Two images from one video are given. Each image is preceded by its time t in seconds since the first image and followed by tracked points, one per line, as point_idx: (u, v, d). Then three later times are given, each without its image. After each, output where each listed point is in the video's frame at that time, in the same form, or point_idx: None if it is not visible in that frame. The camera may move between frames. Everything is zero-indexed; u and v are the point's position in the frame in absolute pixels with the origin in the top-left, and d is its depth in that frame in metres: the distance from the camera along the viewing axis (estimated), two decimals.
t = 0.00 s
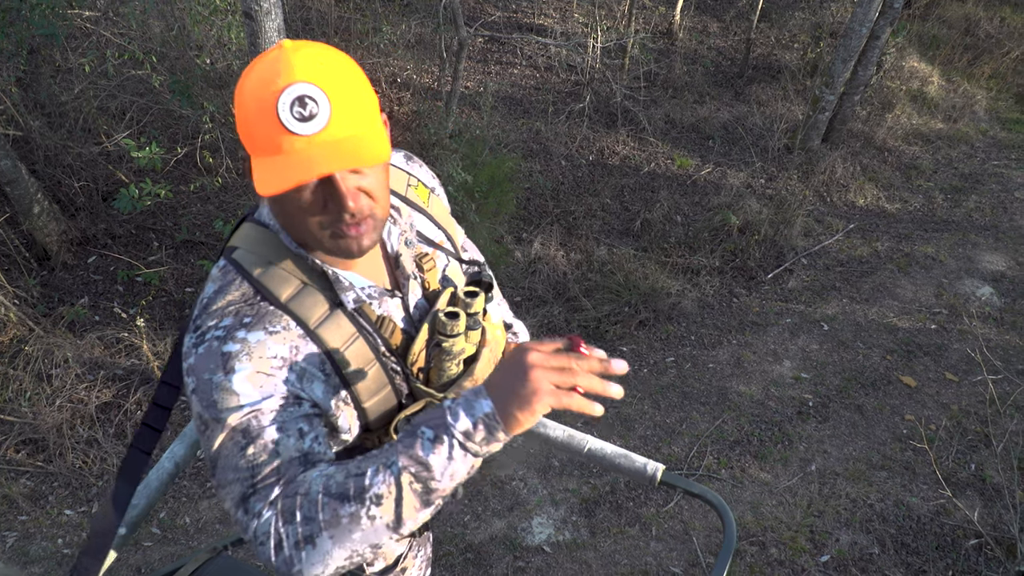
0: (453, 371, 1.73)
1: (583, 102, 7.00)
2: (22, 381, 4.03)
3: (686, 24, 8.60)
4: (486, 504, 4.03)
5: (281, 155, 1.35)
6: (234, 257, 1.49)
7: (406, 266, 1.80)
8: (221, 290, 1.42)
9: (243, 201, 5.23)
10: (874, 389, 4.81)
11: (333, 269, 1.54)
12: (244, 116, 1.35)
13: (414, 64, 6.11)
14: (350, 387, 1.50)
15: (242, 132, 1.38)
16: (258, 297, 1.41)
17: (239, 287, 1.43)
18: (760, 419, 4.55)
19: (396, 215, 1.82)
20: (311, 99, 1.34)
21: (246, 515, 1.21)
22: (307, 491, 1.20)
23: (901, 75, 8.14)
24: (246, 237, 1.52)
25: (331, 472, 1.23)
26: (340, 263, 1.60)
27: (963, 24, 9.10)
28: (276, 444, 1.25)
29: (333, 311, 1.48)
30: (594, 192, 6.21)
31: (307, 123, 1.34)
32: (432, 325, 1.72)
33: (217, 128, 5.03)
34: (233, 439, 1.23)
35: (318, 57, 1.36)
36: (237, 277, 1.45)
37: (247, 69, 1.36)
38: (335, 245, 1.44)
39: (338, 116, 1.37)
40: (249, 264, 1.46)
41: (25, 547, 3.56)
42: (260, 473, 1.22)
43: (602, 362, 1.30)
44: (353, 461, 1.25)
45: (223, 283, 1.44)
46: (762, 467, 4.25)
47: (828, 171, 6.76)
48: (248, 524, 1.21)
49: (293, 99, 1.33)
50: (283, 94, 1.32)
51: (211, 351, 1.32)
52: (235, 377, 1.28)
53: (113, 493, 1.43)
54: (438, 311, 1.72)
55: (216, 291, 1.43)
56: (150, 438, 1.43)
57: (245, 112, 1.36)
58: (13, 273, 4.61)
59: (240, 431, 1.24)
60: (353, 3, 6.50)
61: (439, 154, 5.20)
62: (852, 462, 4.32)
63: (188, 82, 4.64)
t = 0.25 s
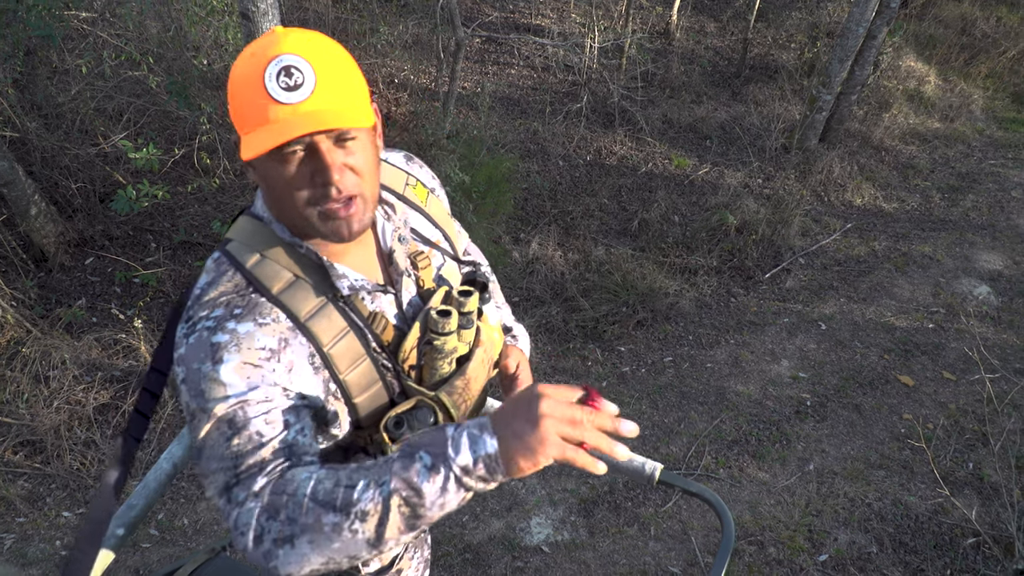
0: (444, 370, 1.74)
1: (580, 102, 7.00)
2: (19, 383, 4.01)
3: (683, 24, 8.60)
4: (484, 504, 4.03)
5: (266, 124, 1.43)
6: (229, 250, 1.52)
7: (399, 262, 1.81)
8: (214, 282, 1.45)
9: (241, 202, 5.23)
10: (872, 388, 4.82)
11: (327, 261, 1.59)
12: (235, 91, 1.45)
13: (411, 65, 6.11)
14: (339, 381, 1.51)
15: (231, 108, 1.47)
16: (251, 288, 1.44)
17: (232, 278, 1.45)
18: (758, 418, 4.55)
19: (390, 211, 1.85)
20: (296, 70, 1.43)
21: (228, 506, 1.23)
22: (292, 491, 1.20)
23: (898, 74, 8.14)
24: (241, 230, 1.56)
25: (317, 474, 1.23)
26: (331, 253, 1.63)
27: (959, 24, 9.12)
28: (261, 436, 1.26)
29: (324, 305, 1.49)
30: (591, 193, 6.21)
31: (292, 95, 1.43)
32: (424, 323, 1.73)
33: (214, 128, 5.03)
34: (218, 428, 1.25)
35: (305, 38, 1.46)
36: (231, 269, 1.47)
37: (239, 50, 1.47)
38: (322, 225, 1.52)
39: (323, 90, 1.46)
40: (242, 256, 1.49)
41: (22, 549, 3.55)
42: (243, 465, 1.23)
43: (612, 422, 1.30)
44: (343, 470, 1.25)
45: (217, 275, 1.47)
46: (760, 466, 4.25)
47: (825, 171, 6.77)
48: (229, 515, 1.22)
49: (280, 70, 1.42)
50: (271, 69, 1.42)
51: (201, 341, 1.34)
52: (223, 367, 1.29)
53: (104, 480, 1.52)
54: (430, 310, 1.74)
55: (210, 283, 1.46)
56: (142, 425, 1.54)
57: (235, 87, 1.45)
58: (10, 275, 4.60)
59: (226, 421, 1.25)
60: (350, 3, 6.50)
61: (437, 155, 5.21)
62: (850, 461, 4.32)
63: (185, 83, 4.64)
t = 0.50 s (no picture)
0: (443, 365, 1.74)
1: (578, 102, 7.01)
2: (17, 384, 4.01)
3: (680, 24, 8.61)
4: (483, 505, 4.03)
5: (286, 114, 1.44)
6: (229, 244, 1.52)
7: (398, 257, 1.80)
8: (213, 275, 1.46)
9: (239, 203, 5.23)
10: (869, 388, 4.82)
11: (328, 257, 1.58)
12: (253, 82, 1.46)
13: (409, 65, 6.11)
14: (337, 378, 1.51)
15: (247, 100, 1.48)
16: (249, 282, 1.44)
17: (230, 271, 1.46)
18: (756, 419, 4.56)
19: (389, 207, 1.84)
20: (319, 63, 1.47)
21: (212, 515, 1.27)
22: (281, 513, 1.28)
23: (896, 74, 8.14)
24: (242, 224, 1.56)
25: (308, 499, 1.32)
26: (327, 247, 1.64)
27: (956, 24, 9.12)
28: (251, 452, 1.29)
29: (320, 303, 1.50)
30: (589, 193, 6.22)
31: (311, 84, 1.45)
32: (423, 318, 1.73)
33: (212, 129, 5.03)
34: (211, 435, 1.28)
35: (324, 33, 1.51)
36: (229, 262, 1.48)
37: (256, 44, 1.49)
38: (335, 214, 1.50)
39: (344, 83, 1.50)
40: (242, 250, 1.49)
41: (20, 550, 3.54)
42: (232, 479, 1.27)
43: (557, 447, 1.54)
44: (333, 496, 1.35)
45: (215, 267, 1.47)
46: (758, 466, 4.25)
47: (823, 171, 6.78)
48: (211, 523, 1.28)
49: (302, 62, 1.45)
50: (290, 59, 1.45)
51: (197, 339, 1.35)
52: (219, 372, 1.31)
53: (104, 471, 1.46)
54: (429, 304, 1.73)
55: (209, 275, 1.46)
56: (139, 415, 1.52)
57: (252, 79, 1.47)
58: (7, 276, 4.60)
59: (219, 431, 1.28)
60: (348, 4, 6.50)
61: (435, 155, 5.20)
62: (848, 461, 4.32)
63: (183, 84, 4.65)
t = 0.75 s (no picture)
0: (444, 361, 1.76)
1: (576, 102, 7.01)
2: (15, 385, 4.02)
3: (678, 24, 8.61)
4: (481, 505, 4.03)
5: (304, 117, 1.43)
6: (230, 241, 1.47)
7: (400, 255, 1.80)
8: (214, 275, 1.41)
9: (237, 203, 5.22)
10: (868, 388, 4.82)
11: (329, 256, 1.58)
12: (269, 82, 1.44)
13: (407, 66, 6.11)
14: (339, 378, 1.52)
15: (261, 100, 1.45)
16: (252, 283, 1.41)
17: (232, 271, 1.41)
18: (755, 418, 4.56)
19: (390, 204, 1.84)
20: (338, 67, 1.46)
21: (222, 514, 1.35)
22: (292, 518, 1.42)
23: (894, 74, 8.15)
24: (245, 223, 1.51)
25: (317, 505, 1.47)
26: (328, 245, 1.62)
27: (954, 24, 9.13)
28: (261, 459, 1.36)
29: (323, 303, 1.49)
30: (588, 193, 6.22)
31: (329, 87, 1.45)
32: (424, 315, 1.73)
33: (211, 129, 5.02)
34: (221, 449, 1.31)
35: (341, 35, 1.49)
36: (231, 262, 1.43)
37: (270, 42, 1.46)
38: (345, 216, 1.49)
39: (361, 88, 1.50)
40: (244, 248, 1.45)
41: (18, 551, 3.54)
42: (243, 486, 1.34)
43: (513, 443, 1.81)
44: (338, 500, 1.51)
45: (216, 268, 1.42)
46: (756, 466, 4.26)
47: (821, 171, 6.78)
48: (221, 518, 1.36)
49: (321, 65, 1.44)
50: (308, 62, 1.44)
51: (201, 349, 1.33)
52: (227, 387, 1.32)
53: (102, 471, 1.46)
54: (431, 301, 1.74)
55: (210, 276, 1.41)
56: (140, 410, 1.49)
57: (266, 78, 1.45)
58: (5, 276, 4.59)
59: (231, 444, 1.32)
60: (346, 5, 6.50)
61: (433, 155, 5.20)
62: (847, 461, 4.33)
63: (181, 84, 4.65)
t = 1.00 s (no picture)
0: (441, 357, 1.76)
1: (574, 102, 7.01)
2: (13, 387, 4.01)
3: (676, 24, 8.62)
4: (480, 505, 4.03)
5: (308, 118, 1.43)
6: (229, 237, 1.47)
7: (397, 251, 1.79)
8: (213, 270, 1.40)
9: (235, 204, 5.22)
10: (866, 387, 4.83)
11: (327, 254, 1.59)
12: (273, 82, 1.44)
13: (405, 66, 6.11)
14: (338, 374, 1.52)
15: (264, 100, 1.45)
16: (250, 279, 1.41)
17: (231, 266, 1.41)
18: (753, 417, 4.56)
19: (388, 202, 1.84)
20: (343, 70, 1.47)
21: (218, 508, 1.34)
22: (290, 513, 1.42)
23: (891, 73, 8.15)
24: (243, 219, 1.52)
25: (314, 501, 1.47)
26: (327, 243, 1.62)
27: (951, 23, 9.15)
28: (258, 454, 1.35)
29: (322, 299, 1.49)
30: (586, 193, 6.22)
31: (333, 91, 1.45)
32: (422, 311, 1.74)
33: (208, 130, 5.02)
34: (218, 443, 1.31)
35: (346, 37, 1.50)
36: (230, 257, 1.42)
37: (275, 43, 1.46)
38: (346, 217, 1.49)
39: (365, 90, 1.51)
40: (243, 244, 1.44)
41: (17, 553, 3.54)
42: (241, 481, 1.34)
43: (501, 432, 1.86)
44: (335, 496, 1.52)
45: (215, 263, 1.42)
46: (755, 465, 4.26)
47: (819, 170, 6.79)
48: (216, 513, 1.35)
49: (326, 67, 1.45)
50: (313, 65, 1.44)
51: (199, 344, 1.32)
52: (225, 381, 1.31)
53: (101, 466, 1.46)
54: (429, 297, 1.74)
55: (208, 271, 1.41)
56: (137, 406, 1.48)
57: (270, 80, 1.44)
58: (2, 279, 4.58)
59: (229, 439, 1.32)
60: (343, 5, 6.50)
61: (431, 156, 5.20)
62: (845, 460, 4.33)
63: (178, 85, 4.65)
